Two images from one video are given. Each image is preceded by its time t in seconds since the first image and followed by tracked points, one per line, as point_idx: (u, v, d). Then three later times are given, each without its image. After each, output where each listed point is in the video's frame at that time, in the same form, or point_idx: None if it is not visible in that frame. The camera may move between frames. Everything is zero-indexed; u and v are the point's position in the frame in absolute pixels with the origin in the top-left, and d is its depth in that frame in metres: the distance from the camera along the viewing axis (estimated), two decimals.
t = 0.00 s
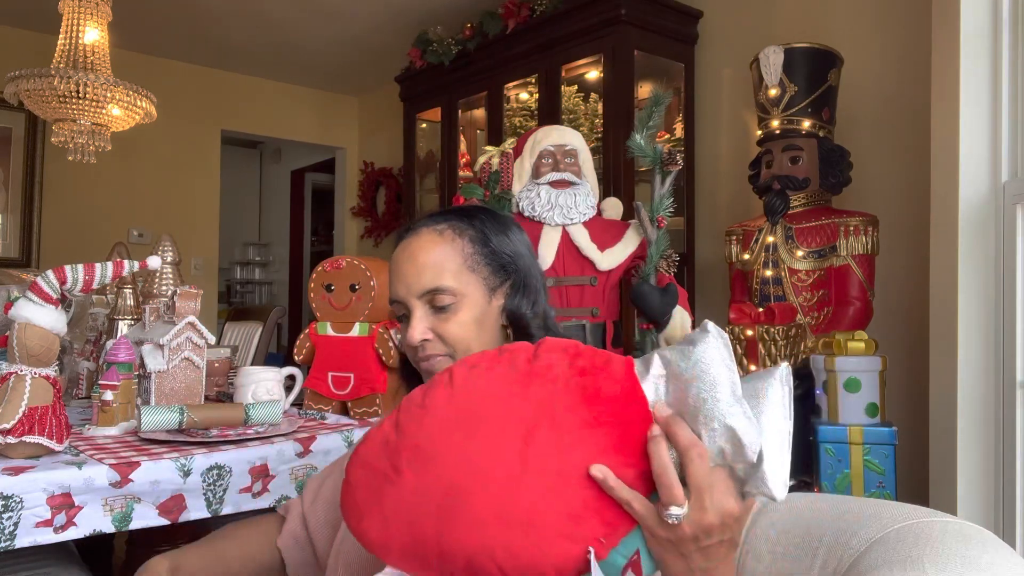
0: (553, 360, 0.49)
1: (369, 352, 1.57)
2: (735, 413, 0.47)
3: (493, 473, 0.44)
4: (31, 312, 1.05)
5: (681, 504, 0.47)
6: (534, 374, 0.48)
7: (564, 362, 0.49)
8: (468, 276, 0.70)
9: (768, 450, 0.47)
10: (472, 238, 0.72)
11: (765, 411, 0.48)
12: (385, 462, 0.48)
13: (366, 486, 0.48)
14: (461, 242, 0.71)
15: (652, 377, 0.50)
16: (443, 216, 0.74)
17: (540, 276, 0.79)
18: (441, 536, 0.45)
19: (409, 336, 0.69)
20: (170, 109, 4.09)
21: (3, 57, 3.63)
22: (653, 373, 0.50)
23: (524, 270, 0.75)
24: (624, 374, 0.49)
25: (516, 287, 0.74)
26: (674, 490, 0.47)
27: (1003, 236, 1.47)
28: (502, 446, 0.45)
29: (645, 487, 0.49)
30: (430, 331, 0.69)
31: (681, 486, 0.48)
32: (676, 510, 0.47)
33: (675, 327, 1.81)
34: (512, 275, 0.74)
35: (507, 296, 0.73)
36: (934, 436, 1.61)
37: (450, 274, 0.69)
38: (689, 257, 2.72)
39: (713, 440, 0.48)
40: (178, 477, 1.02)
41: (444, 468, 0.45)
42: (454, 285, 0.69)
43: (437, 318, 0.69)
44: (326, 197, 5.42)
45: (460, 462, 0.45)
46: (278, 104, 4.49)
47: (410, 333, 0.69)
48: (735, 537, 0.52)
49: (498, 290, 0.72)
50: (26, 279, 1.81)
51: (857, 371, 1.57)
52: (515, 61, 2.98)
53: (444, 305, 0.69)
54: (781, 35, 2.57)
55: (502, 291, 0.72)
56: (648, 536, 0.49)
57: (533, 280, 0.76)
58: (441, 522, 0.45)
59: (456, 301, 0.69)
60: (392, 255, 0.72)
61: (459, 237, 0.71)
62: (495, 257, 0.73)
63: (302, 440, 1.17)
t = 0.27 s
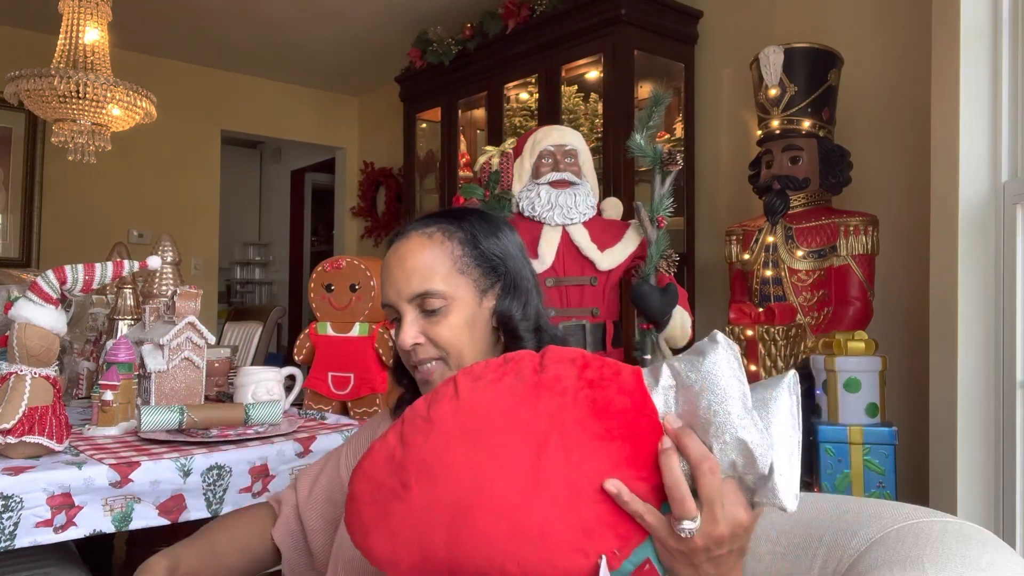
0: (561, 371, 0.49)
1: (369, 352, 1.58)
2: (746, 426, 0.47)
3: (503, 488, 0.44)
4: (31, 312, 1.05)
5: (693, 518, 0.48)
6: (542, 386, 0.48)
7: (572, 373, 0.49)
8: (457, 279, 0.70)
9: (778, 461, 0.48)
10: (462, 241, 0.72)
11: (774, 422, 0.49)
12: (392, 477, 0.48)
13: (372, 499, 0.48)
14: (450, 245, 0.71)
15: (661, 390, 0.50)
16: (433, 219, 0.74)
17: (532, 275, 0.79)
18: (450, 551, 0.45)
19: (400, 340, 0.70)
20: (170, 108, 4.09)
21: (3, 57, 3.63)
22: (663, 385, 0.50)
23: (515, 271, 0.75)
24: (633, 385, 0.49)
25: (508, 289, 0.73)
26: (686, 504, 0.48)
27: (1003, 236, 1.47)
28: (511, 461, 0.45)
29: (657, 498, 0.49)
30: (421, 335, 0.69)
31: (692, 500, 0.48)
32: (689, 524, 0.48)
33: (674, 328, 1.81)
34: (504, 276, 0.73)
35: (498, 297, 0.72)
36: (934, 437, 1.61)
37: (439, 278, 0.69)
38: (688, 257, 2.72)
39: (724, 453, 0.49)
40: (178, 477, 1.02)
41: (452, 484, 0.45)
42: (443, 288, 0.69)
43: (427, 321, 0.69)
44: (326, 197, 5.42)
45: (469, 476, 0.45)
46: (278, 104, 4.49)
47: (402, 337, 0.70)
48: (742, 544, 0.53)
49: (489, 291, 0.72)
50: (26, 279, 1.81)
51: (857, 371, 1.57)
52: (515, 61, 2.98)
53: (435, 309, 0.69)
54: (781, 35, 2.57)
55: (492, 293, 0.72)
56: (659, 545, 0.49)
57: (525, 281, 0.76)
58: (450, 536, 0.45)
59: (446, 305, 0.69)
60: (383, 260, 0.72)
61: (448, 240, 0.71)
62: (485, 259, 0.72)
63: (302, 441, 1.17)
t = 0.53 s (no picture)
0: (544, 366, 0.50)
1: (369, 352, 1.58)
2: (727, 414, 0.48)
3: (487, 482, 0.45)
4: (31, 312, 1.05)
5: (677, 506, 0.49)
6: (525, 382, 0.49)
7: (555, 369, 0.50)
8: (458, 282, 0.70)
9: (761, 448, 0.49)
10: (462, 243, 0.71)
11: (759, 411, 0.49)
12: (381, 475, 0.49)
13: (362, 499, 0.49)
14: (450, 248, 0.70)
15: (643, 381, 0.51)
16: (433, 222, 0.74)
17: (533, 275, 0.78)
18: (438, 545, 0.46)
19: (401, 343, 0.70)
20: (170, 108, 4.09)
21: (3, 57, 3.63)
22: (644, 376, 0.51)
23: (514, 271, 0.75)
24: (616, 379, 0.50)
25: (507, 290, 0.73)
26: (669, 493, 0.49)
27: (1002, 236, 1.47)
28: (496, 454, 0.46)
29: (640, 489, 0.50)
30: (422, 338, 0.70)
31: (675, 489, 0.49)
32: (672, 513, 0.49)
33: (674, 328, 1.81)
34: (504, 278, 0.73)
35: (499, 299, 0.72)
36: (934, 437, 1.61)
37: (440, 282, 0.69)
38: (688, 257, 2.72)
39: (706, 442, 0.49)
40: (178, 477, 1.02)
41: (440, 480, 0.46)
42: (444, 292, 0.69)
43: (428, 324, 0.70)
44: (326, 197, 5.42)
45: (455, 471, 0.46)
46: (278, 104, 4.49)
47: (403, 340, 0.70)
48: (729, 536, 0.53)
49: (489, 294, 0.72)
50: (26, 280, 1.81)
51: (857, 371, 1.57)
52: (515, 61, 2.98)
53: (435, 312, 0.69)
54: (781, 35, 2.57)
55: (492, 295, 0.72)
56: (646, 537, 0.50)
57: (524, 282, 0.76)
58: (437, 531, 0.46)
59: (447, 308, 0.69)
60: (383, 261, 0.72)
61: (449, 243, 0.71)
62: (485, 262, 0.72)
63: (302, 441, 1.17)
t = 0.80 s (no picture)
0: (543, 382, 0.50)
1: (369, 353, 1.57)
2: (727, 437, 0.49)
3: (486, 499, 0.46)
4: (31, 312, 1.05)
5: (676, 528, 0.49)
6: (524, 397, 0.49)
7: (554, 385, 0.50)
8: (453, 279, 0.70)
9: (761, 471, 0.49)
10: (462, 241, 0.72)
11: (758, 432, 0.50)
12: (378, 488, 0.49)
13: (357, 512, 0.50)
14: (449, 244, 0.71)
15: (644, 399, 0.52)
16: (436, 218, 0.74)
17: (532, 275, 0.78)
18: (435, 559, 0.47)
19: (393, 336, 0.71)
20: (170, 108, 4.09)
21: (3, 57, 3.63)
22: (645, 394, 0.52)
23: (515, 274, 0.74)
24: (615, 397, 0.51)
25: (505, 291, 0.73)
26: (667, 516, 0.49)
27: (1002, 236, 1.48)
28: (495, 472, 0.47)
29: (638, 509, 0.50)
30: (414, 333, 0.70)
31: (674, 511, 0.49)
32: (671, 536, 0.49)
33: (674, 328, 1.81)
34: (503, 279, 0.73)
35: (495, 299, 0.72)
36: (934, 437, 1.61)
37: (435, 277, 0.69)
38: (688, 257, 2.72)
39: (707, 465, 0.50)
40: (178, 477, 1.02)
41: (440, 496, 0.47)
42: (438, 287, 0.69)
43: (421, 319, 0.70)
44: (326, 197, 5.42)
45: (454, 487, 0.47)
46: (278, 104, 4.48)
47: (395, 334, 0.70)
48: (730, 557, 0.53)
49: (485, 293, 0.71)
50: (26, 279, 1.81)
51: (857, 371, 1.57)
52: (515, 61, 2.98)
53: (429, 307, 0.69)
54: (781, 34, 2.57)
55: (489, 295, 0.72)
56: (644, 555, 0.50)
57: (524, 284, 0.75)
58: (434, 547, 0.47)
59: (441, 304, 0.69)
60: (384, 256, 0.73)
61: (448, 240, 0.71)
62: (484, 261, 0.72)
63: (302, 440, 1.17)
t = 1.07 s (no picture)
0: (532, 386, 0.52)
1: (369, 352, 1.57)
2: (713, 443, 0.48)
3: (473, 502, 0.48)
4: (31, 312, 1.05)
5: (659, 535, 0.49)
6: (513, 401, 0.51)
7: (542, 388, 0.52)
8: (451, 277, 0.70)
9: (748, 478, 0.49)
10: (464, 238, 0.72)
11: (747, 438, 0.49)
12: (367, 489, 0.50)
13: (347, 512, 0.51)
14: (450, 242, 0.71)
15: (632, 403, 0.52)
16: (444, 214, 0.75)
17: (535, 278, 0.77)
18: (420, 559, 0.48)
19: (389, 328, 0.72)
20: (170, 109, 4.09)
21: (3, 57, 3.63)
22: (633, 398, 0.52)
23: (517, 276, 0.74)
24: (603, 401, 0.52)
25: (503, 293, 0.72)
26: (652, 523, 0.49)
27: (1002, 236, 1.48)
28: (482, 475, 0.48)
29: (623, 514, 0.51)
30: (409, 326, 0.71)
31: (658, 518, 0.49)
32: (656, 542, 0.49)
33: (674, 328, 1.80)
34: (502, 279, 0.72)
35: (492, 300, 0.72)
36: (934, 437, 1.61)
37: (432, 274, 0.70)
38: (688, 257, 2.72)
39: (693, 471, 0.49)
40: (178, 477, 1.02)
41: (428, 498, 0.48)
42: (435, 284, 0.70)
43: (417, 314, 0.71)
44: (326, 197, 5.42)
45: (442, 488, 0.48)
46: (278, 104, 4.48)
47: (391, 325, 0.72)
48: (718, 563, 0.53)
49: (483, 293, 0.71)
50: (26, 280, 1.81)
51: (857, 371, 1.57)
52: (515, 61, 2.98)
53: (425, 303, 0.70)
54: (781, 35, 2.57)
55: (486, 296, 0.71)
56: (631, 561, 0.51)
57: (524, 286, 0.74)
58: (420, 548, 0.48)
59: (436, 301, 0.70)
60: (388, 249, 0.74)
61: (450, 237, 0.71)
62: (484, 260, 0.72)
63: (302, 440, 1.17)
